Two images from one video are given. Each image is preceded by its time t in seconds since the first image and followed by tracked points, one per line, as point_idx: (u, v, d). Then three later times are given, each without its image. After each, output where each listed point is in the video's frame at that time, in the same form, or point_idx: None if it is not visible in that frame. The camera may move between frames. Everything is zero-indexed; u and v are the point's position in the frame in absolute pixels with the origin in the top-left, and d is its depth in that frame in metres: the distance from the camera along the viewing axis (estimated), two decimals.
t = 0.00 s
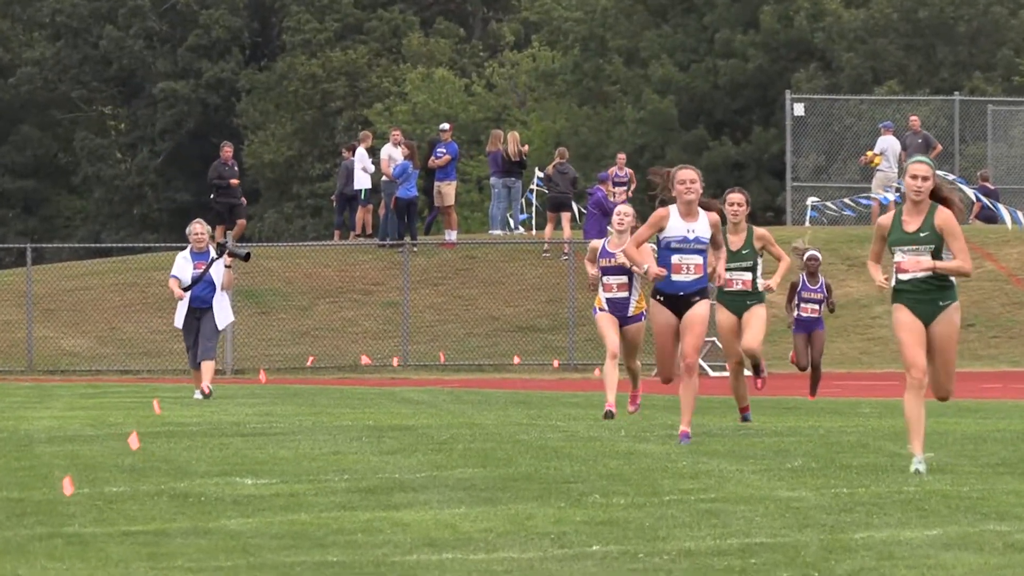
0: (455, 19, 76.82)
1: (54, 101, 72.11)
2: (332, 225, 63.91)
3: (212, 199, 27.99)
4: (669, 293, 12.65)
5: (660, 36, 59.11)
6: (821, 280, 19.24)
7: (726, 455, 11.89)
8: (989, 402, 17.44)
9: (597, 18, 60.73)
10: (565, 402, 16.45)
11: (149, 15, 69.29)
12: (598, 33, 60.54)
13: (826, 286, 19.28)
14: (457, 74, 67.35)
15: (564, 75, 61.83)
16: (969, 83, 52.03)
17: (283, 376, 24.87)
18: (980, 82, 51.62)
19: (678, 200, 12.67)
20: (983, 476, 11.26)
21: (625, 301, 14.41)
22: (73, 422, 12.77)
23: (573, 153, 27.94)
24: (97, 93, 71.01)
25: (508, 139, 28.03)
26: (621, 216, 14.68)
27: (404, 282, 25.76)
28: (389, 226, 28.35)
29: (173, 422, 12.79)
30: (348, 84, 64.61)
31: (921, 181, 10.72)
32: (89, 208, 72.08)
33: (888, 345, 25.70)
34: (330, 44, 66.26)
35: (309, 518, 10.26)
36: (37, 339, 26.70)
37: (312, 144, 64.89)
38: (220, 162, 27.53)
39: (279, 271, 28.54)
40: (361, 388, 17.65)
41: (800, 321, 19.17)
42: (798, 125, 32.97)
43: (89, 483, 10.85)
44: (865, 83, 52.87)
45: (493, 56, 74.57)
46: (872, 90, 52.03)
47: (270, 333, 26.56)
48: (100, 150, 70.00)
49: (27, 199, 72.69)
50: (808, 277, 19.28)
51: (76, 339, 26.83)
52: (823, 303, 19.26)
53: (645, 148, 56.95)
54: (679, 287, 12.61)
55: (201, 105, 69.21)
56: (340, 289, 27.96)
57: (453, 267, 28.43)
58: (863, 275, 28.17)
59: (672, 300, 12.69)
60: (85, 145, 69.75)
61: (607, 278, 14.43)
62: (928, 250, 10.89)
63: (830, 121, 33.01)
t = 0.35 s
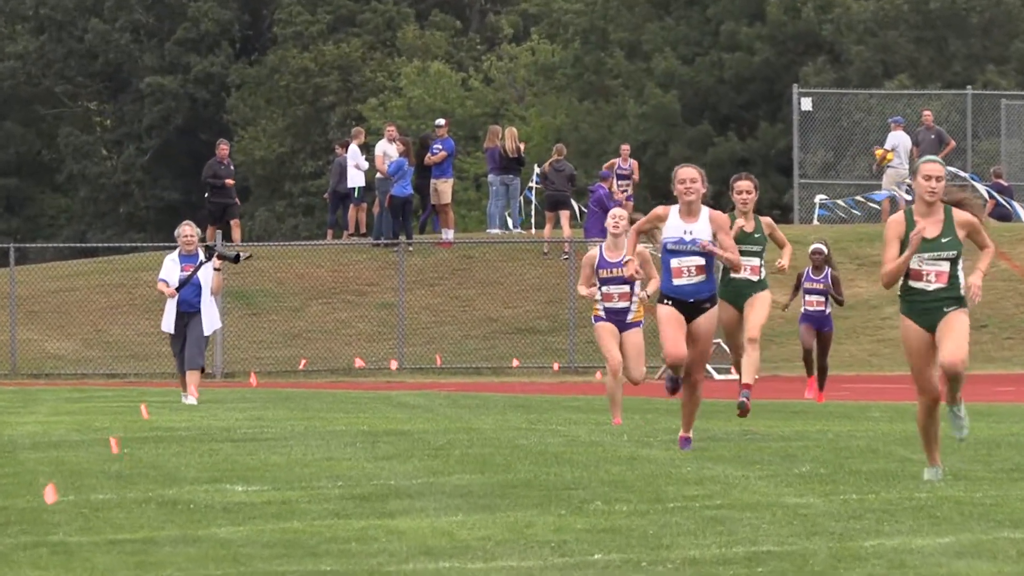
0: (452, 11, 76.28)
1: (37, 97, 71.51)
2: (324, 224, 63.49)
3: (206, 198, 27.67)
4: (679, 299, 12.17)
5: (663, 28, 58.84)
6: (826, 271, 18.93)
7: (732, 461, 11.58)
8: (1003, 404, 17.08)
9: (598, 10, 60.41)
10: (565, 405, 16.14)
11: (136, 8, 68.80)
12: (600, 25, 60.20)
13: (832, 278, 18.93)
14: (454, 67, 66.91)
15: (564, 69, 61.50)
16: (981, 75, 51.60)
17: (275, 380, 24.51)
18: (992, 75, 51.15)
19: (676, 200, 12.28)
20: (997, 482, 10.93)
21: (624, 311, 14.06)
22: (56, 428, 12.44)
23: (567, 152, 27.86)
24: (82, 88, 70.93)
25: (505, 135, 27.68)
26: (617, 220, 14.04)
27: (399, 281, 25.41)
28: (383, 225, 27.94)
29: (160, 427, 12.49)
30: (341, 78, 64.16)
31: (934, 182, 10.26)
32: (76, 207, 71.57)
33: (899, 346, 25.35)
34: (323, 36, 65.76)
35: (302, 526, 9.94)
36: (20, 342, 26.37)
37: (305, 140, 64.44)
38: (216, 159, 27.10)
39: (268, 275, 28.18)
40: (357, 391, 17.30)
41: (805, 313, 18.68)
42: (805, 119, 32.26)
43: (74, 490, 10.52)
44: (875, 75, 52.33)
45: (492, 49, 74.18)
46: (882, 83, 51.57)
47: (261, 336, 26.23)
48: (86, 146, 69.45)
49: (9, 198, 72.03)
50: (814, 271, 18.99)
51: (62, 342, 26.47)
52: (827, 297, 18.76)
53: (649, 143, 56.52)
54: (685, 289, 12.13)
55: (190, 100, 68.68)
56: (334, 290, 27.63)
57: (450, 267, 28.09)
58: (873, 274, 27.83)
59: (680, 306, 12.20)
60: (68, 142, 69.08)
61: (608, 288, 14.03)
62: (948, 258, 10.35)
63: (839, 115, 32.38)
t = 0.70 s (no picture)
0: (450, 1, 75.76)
1: (21, 88, 70.69)
2: (317, 220, 63.12)
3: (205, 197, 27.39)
4: (683, 288, 11.96)
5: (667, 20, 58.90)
6: (830, 263, 18.62)
7: (737, 464, 11.27)
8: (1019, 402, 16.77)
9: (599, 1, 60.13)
10: (568, 408, 15.84)
11: None
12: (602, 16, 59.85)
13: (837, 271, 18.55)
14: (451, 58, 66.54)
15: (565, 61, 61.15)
16: (991, 69, 51.20)
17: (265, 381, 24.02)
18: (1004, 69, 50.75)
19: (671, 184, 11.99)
20: (1011, 485, 10.62)
21: (629, 301, 13.60)
22: (43, 429, 12.14)
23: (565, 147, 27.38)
24: (67, 80, 70.93)
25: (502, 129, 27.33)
26: (616, 207, 13.53)
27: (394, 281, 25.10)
28: (379, 221, 27.57)
29: (148, 429, 12.18)
30: (336, 69, 63.45)
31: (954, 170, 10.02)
32: (60, 203, 70.90)
33: (910, 347, 25.02)
34: (317, 26, 64.99)
35: (294, 531, 9.62)
36: (6, 342, 26.02)
37: (298, 134, 64.43)
38: (212, 156, 26.74)
39: (259, 270, 27.83)
40: (352, 393, 16.98)
41: (815, 310, 18.45)
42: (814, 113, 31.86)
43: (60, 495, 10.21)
44: (884, 68, 51.91)
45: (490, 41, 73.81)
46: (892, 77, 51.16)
47: (252, 336, 25.82)
48: (71, 140, 68.49)
49: None
50: (818, 265, 18.66)
51: (47, 343, 26.13)
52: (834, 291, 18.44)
53: (652, 138, 56.13)
54: (687, 275, 11.91)
55: (180, 93, 68.10)
56: (326, 288, 27.33)
57: (448, 265, 27.93)
58: (882, 273, 27.51)
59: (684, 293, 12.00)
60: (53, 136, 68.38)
61: (615, 277, 13.55)
62: (967, 242, 10.14)
63: (847, 108, 31.99)
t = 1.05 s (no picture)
0: None
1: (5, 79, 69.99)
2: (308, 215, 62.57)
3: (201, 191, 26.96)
4: (683, 295, 11.08)
5: (669, 7, 58.24)
6: (835, 268, 18.34)
7: (738, 464, 11.00)
8: None
9: None
10: (567, 406, 15.57)
11: None
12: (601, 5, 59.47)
13: (843, 277, 18.29)
14: (447, 49, 66.27)
15: (564, 50, 60.82)
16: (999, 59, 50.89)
17: (254, 380, 23.70)
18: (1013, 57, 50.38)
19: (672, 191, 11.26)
20: (1022, 487, 10.35)
21: (625, 297, 13.24)
22: (27, 430, 11.87)
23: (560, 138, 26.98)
24: (51, 69, 69.86)
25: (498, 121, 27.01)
26: (616, 201, 13.15)
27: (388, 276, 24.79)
28: (373, 216, 27.23)
29: (136, 430, 11.90)
30: (327, 59, 63.45)
31: (961, 174, 9.47)
32: (43, 196, 70.16)
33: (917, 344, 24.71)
34: (308, 15, 64.54)
35: (284, 534, 9.34)
36: None
37: (289, 125, 64.04)
38: (210, 146, 26.39)
39: (247, 265, 27.46)
40: (345, 392, 16.68)
41: (819, 315, 18.16)
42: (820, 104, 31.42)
43: (44, 496, 9.94)
44: (891, 57, 51.55)
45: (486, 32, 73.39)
46: (899, 67, 50.80)
47: (242, 334, 25.55)
48: (55, 132, 67.63)
49: None
50: (823, 268, 18.35)
51: (30, 339, 25.87)
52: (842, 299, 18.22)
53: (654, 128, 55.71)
54: (690, 287, 11.06)
55: (167, 83, 67.43)
56: (318, 286, 27.06)
57: (443, 261, 27.68)
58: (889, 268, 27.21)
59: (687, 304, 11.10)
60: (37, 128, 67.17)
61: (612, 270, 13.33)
62: (972, 260, 9.50)
63: (853, 99, 31.41)
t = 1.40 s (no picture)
0: None
1: None
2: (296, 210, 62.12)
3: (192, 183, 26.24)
4: (683, 291, 10.82)
5: None
6: (840, 254, 18.10)
7: (739, 466, 10.74)
8: None
9: None
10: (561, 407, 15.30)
11: None
12: None
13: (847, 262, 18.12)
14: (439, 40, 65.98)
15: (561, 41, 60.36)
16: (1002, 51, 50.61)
17: (242, 380, 23.41)
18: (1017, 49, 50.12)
19: (680, 178, 10.93)
20: None
21: (620, 300, 13.06)
22: (7, 431, 11.61)
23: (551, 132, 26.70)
24: (34, 60, 69.40)
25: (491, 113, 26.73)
26: (612, 199, 12.92)
27: (378, 274, 24.50)
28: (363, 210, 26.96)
29: (120, 430, 11.63)
30: (316, 50, 63.12)
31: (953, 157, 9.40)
32: (26, 191, 69.72)
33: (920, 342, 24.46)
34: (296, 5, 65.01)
35: (272, 538, 9.08)
36: None
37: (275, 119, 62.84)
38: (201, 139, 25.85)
39: (234, 259, 27.05)
40: (336, 393, 16.40)
41: (823, 300, 17.75)
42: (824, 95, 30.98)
43: (25, 499, 9.67)
44: (894, 49, 51.28)
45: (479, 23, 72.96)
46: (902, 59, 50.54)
47: (230, 332, 25.26)
48: (37, 125, 67.27)
49: None
50: (826, 254, 18.12)
51: (12, 339, 25.62)
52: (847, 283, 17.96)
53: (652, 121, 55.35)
54: (701, 279, 10.76)
55: (151, 76, 67.09)
56: (306, 281, 26.72)
57: (436, 257, 27.30)
58: (891, 265, 26.94)
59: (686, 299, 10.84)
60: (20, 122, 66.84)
61: (601, 273, 13.06)
62: (958, 237, 9.39)
63: (858, 91, 31.03)
